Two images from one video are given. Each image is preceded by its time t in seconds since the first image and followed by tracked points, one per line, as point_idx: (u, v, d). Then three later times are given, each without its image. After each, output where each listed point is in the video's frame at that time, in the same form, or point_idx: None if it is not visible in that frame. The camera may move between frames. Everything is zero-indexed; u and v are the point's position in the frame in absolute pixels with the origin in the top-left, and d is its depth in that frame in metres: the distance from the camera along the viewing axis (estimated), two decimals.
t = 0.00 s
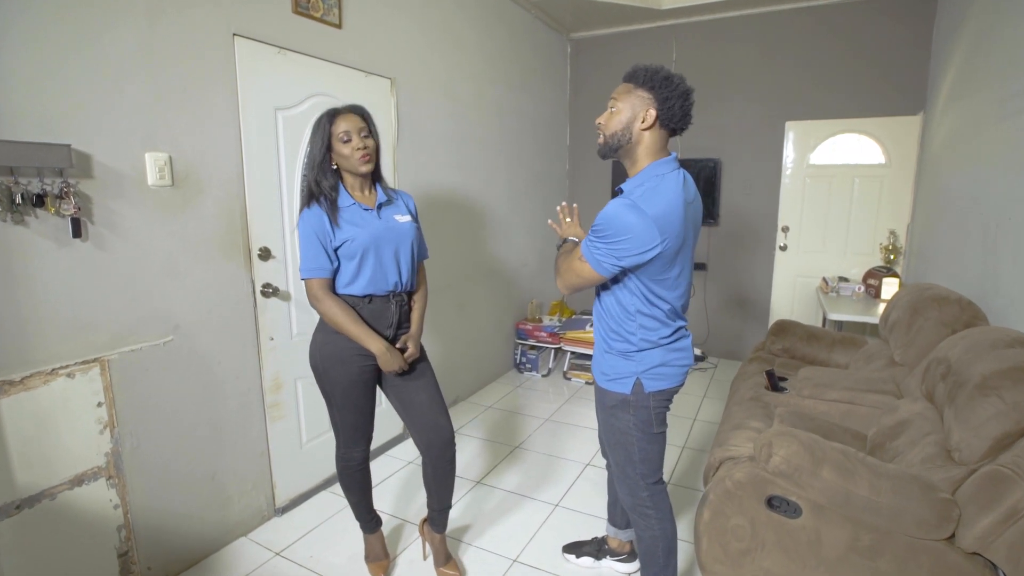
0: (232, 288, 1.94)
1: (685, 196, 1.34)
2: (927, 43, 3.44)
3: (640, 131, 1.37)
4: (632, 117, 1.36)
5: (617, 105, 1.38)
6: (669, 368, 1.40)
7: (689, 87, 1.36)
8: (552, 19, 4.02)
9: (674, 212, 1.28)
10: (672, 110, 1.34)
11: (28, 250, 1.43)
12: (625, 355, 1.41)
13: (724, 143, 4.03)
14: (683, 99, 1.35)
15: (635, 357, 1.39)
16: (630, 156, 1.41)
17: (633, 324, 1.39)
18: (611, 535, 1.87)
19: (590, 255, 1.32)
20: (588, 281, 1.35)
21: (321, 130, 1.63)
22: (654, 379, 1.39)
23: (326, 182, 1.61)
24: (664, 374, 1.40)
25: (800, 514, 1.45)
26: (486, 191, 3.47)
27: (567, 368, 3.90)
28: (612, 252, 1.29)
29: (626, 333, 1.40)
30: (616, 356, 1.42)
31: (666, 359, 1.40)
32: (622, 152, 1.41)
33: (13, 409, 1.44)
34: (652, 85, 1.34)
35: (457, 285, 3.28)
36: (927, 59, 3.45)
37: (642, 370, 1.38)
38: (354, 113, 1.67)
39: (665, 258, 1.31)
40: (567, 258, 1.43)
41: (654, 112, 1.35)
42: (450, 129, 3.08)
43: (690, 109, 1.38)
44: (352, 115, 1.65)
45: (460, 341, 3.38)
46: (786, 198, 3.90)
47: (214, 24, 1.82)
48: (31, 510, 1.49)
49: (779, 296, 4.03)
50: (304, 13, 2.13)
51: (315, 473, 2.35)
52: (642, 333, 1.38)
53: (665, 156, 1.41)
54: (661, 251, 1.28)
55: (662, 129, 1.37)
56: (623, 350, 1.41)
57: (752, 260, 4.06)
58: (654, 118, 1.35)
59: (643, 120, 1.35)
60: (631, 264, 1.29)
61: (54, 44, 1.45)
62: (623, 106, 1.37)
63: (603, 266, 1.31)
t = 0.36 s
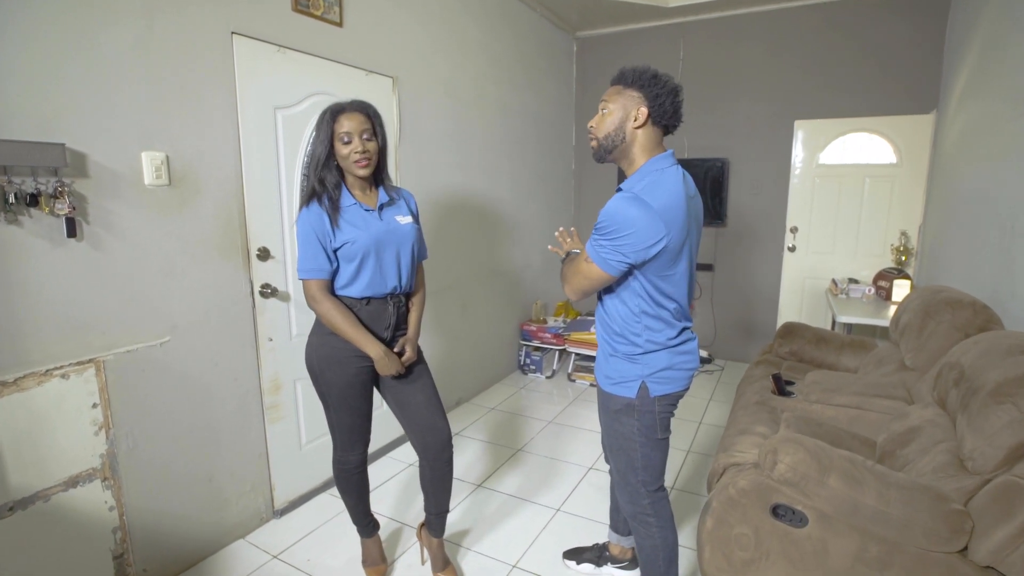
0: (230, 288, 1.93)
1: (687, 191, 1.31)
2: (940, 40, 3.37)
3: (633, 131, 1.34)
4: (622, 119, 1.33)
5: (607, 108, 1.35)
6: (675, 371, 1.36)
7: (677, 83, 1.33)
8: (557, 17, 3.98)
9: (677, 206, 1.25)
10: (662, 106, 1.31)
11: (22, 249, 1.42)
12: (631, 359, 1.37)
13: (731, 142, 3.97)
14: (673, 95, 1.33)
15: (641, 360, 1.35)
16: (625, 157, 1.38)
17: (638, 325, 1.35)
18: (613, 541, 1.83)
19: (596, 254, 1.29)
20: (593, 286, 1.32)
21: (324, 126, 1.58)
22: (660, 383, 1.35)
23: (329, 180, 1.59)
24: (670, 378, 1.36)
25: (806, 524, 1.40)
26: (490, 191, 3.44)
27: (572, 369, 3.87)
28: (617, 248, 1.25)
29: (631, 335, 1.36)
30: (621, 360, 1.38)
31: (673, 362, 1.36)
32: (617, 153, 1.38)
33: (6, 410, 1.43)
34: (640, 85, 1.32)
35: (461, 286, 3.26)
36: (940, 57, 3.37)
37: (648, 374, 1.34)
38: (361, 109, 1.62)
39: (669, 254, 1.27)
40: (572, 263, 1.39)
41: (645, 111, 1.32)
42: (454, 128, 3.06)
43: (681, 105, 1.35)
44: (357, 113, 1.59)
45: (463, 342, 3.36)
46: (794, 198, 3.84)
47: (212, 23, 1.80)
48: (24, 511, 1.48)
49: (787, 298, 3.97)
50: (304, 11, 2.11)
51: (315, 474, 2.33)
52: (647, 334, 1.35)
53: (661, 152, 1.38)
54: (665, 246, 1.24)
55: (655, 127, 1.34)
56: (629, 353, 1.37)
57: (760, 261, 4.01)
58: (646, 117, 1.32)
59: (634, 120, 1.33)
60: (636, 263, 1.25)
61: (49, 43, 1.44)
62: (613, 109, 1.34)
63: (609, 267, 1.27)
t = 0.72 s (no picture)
0: (226, 289, 1.91)
1: (684, 192, 1.26)
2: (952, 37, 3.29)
3: (630, 129, 1.30)
4: (621, 116, 1.30)
5: (606, 104, 1.32)
6: (676, 377, 1.32)
7: (681, 79, 1.28)
8: (562, 15, 3.95)
9: (672, 208, 1.21)
10: (663, 104, 1.27)
11: (14, 250, 1.41)
12: (630, 364, 1.33)
13: (738, 142, 3.92)
14: (676, 92, 1.28)
15: (640, 365, 1.32)
16: (623, 156, 1.34)
17: (637, 330, 1.31)
18: (613, 549, 1.79)
19: (590, 259, 1.25)
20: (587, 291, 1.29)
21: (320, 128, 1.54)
22: (660, 389, 1.31)
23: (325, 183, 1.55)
24: (671, 384, 1.32)
25: (811, 534, 1.35)
26: (493, 191, 3.41)
27: (575, 371, 3.83)
28: (611, 254, 1.22)
29: (630, 339, 1.33)
30: (620, 364, 1.35)
31: (673, 368, 1.32)
32: (613, 152, 1.36)
33: None
34: (640, 81, 1.28)
35: (463, 286, 3.23)
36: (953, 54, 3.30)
37: (648, 380, 1.31)
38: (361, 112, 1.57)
39: (665, 258, 1.23)
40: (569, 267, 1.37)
41: (643, 108, 1.28)
42: (456, 128, 3.03)
43: (684, 103, 1.30)
44: (359, 118, 1.55)
45: (466, 344, 3.33)
46: (802, 199, 3.78)
47: (208, 21, 1.78)
48: (16, 514, 1.47)
49: (794, 300, 3.91)
50: (302, 9, 2.09)
51: (313, 477, 2.31)
52: (646, 339, 1.31)
53: (660, 152, 1.33)
54: (660, 250, 1.20)
55: (654, 125, 1.30)
56: (628, 358, 1.33)
57: (767, 263, 3.95)
58: (645, 115, 1.29)
59: (633, 117, 1.29)
60: (629, 267, 1.22)
61: (42, 41, 1.42)
62: (611, 105, 1.31)
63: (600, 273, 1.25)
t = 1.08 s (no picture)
0: (224, 292, 1.89)
1: (690, 202, 1.21)
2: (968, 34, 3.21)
3: (630, 133, 1.27)
4: (619, 121, 1.27)
5: (604, 110, 1.29)
6: (675, 390, 1.28)
7: (679, 72, 1.23)
8: (568, 14, 3.91)
9: (675, 221, 1.16)
10: (662, 103, 1.23)
11: (9, 252, 1.39)
12: (627, 373, 1.30)
13: (747, 142, 3.86)
14: (674, 88, 1.23)
15: (638, 376, 1.28)
16: (626, 161, 1.31)
17: (636, 340, 1.28)
18: (614, 559, 1.73)
19: (587, 270, 1.23)
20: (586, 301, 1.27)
21: (320, 131, 1.51)
22: (657, 401, 1.28)
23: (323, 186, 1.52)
24: (669, 397, 1.28)
25: (818, 548, 1.31)
26: (498, 191, 3.38)
27: (581, 374, 3.79)
28: (610, 267, 1.19)
29: (628, 349, 1.30)
30: (618, 373, 1.32)
31: (672, 381, 1.28)
32: (617, 160, 1.33)
33: None
34: (634, 81, 1.23)
35: (468, 289, 3.20)
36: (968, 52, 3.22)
37: (645, 392, 1.27)
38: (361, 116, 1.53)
39: (666, 271, 1.18)
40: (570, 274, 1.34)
41: (642, 110, 1.24)
42: (460, 128, 3.00)
43: (685, 96, 1.25)
44: (360, 118, 1.53)
45: (470, 346, 3.30)
46: (813, 200, 3.72)
47: (207, 20, 1.76)
48: (10, 519, 1.45)
49: (804, 303, 3.84)
50: (303, 9, 2.07)
51: (313, 481, 2.29)
52: (644, 351, 1.27)
53: (667, 155, 1.29)
54: (659, 265, 1.16)
55: (655, 125, 1.26)
56: (625, 368, 1.30)
57: (777, 265, 3.89)
58: (644, 118, 1.25)
59: (631, 121, 1.25)
60: (628, 280, 1.19)
61: (37, 41, 1.41)
62: (609, 112, 1.28)
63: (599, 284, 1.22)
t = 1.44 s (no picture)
0: (221, 295, 1.85)
1: (702, 203, 1.16)
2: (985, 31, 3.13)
3: (632, 137, 1.22)
4: (620, 125, 1.22)
5: (602, 114, 1.24)
6: (684, 401, 1.23)
7: (680, 75, 1.19)
8: (575, 13, 3.86)
9: (688, 221, 1.11)
10: (664, 106, 1.18)
11: None
12: (634, 384, 1.25)
13: (757, 142, 3.79)
14: (676, 90, 1.19)
15: (645, 387, 1.23)
16: (629, 166, 1.26)
17: (643, 349, 1.23)
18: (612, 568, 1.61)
19: (597, 275, 1.17)
20: (592, 308, 1.20)
21: (315, 130, 1.46)
22: (665, 412, 1.22)
23: (319, 178, 1.46)
24: (677, 409, 1.23)
25: (832, 566, 1.19)
26: (502, 192, 3.33)
27: (587, 378, 3.74)
28: (620, 270, 1.13)
29: (635, 358, 1.25)
30: (624, 383, 1.27)
31: (681, 392, 1.23)
32: (619, 165, 1.26)
33: None
34: (635, 84, 1.19)
35: (472, 291, 3.16)
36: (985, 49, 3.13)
37: (652, 403, 1.22)
38: (362, 115, 1.50)
39: (678, 275, 1.13)
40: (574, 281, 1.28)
41: (643, 114, 1.19)
42: (463, 128, 2.96)
43: (687, 99, 1.21)
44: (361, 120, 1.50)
45: (474, 349, 3.25)
46: (824, 201, 3.65)
47: (204, 19, 1.73)
48: None
49: (815, 306, 3.77)
50: (303, 7, 2.03)
51: (313, 487, 2.25)
52: (652, 360, 1.22)
53: (671, 156, 1.24)
54: (673, 267, 1.11)
55: (658, 129, 1.21)
56: (631, 378, 1.25)
57: (787, 267, 3.82)
58: (646, 121, 1.20)
59: (633, 125, 1.20)
60: (640, 284, 1.13)
61: (27, 40, 1.37)
62: (609, 115, 1.22)
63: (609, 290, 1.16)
